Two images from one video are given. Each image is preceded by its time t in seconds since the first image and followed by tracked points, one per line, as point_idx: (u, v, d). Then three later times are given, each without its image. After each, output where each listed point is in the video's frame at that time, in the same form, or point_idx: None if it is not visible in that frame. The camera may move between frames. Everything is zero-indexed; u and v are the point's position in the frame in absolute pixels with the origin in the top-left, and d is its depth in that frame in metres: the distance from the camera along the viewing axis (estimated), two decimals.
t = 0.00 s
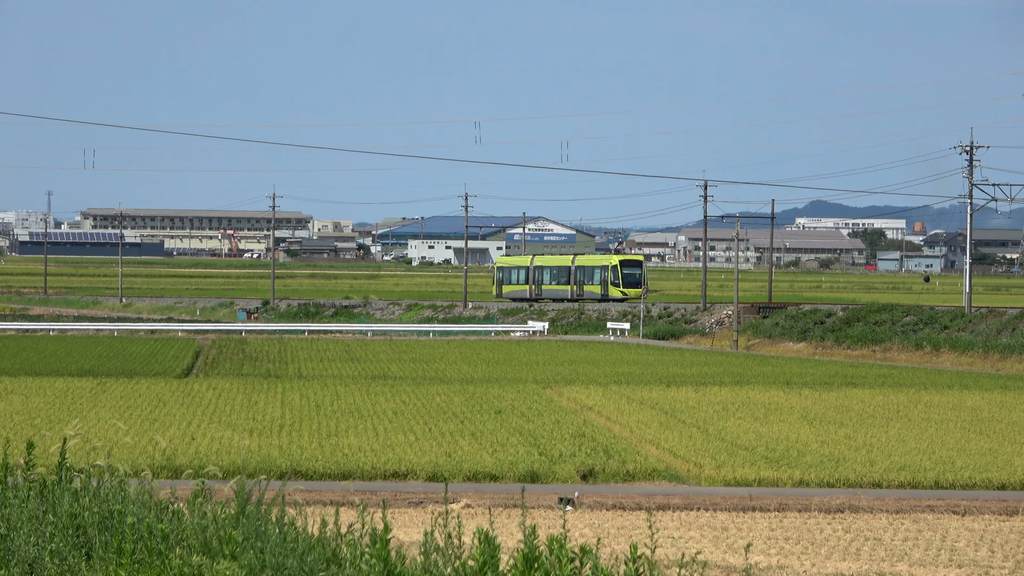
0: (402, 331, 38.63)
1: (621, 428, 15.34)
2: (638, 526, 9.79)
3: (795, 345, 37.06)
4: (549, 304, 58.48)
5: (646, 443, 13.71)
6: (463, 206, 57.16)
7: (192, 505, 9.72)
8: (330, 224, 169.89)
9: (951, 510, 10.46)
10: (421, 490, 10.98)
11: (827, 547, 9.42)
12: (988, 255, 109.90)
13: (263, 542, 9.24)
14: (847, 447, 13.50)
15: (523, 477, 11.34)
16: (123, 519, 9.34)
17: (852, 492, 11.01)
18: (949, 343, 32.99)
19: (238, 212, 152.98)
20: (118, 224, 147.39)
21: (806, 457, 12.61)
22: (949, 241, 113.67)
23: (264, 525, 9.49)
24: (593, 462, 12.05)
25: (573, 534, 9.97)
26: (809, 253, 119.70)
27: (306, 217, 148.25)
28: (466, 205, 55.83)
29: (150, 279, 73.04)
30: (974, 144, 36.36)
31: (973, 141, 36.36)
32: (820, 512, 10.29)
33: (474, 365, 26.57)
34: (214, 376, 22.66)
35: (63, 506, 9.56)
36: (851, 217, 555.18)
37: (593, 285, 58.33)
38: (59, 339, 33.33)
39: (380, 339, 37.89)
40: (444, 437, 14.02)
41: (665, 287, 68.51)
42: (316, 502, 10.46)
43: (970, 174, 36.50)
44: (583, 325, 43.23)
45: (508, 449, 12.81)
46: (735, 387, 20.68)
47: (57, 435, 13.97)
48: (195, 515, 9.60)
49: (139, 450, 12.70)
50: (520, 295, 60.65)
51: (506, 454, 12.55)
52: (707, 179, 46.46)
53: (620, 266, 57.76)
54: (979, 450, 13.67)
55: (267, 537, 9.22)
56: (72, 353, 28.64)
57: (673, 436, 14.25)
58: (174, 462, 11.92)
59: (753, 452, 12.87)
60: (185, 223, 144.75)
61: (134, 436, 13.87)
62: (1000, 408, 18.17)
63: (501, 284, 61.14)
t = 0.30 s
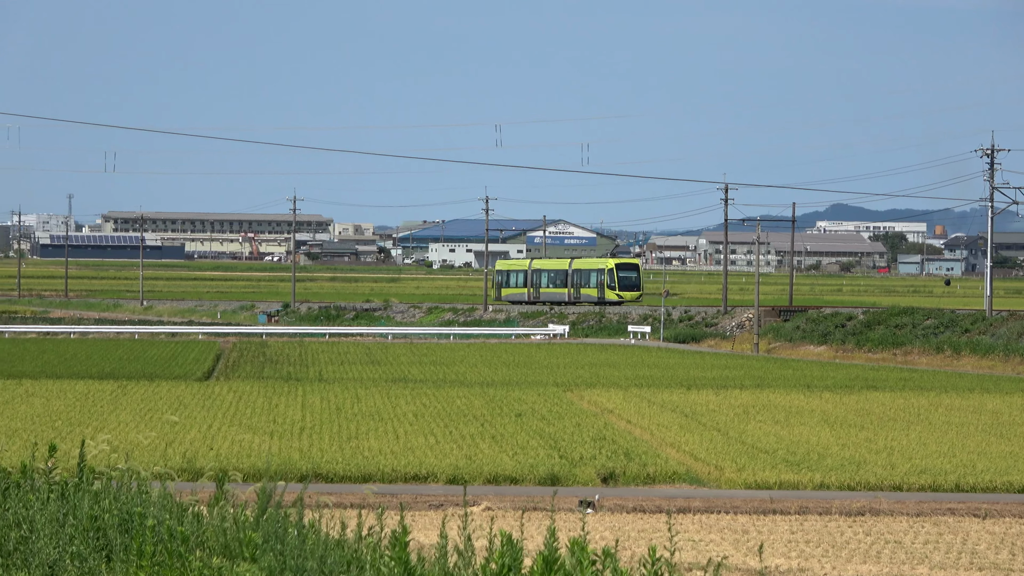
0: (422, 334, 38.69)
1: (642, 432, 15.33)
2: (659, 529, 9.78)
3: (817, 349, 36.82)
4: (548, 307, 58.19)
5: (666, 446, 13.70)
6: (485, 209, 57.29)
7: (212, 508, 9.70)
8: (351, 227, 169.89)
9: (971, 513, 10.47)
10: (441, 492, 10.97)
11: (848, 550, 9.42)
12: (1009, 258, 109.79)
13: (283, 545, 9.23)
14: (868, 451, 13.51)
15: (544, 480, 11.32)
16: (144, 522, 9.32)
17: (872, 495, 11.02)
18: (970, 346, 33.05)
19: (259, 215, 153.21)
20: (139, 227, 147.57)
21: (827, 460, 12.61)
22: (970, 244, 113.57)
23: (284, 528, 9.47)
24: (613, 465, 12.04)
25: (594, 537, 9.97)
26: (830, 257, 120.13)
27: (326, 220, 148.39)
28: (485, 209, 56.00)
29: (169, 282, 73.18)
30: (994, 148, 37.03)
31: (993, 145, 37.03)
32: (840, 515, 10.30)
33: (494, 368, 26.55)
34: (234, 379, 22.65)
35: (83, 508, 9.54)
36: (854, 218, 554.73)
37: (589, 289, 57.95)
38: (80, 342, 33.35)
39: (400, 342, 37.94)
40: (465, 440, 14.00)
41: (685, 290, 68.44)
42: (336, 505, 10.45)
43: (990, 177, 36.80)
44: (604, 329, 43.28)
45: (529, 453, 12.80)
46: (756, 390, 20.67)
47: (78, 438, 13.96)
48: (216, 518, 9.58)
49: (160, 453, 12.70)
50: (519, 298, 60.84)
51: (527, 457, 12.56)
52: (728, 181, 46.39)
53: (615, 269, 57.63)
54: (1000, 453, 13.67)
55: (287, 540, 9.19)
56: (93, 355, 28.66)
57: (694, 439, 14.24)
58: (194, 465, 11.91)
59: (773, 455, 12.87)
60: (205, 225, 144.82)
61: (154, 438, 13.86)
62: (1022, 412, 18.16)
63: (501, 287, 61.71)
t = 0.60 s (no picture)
0: (444, 337, 38.73)
1: (663, 435, 15.33)
2: (682, 532, 9.77)
3: (838, 352, 37.07)
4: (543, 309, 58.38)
5: (689, 449, 13.70)
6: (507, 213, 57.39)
7: (234, 511, 9.70)
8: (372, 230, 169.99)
9: (994, 516, 10.45)
10: (463, 496, 10.98)
11: (871, 554, 9.40)
12: None
13: (306, 548, 9.21)
14: (890, 454, 13.50)
15: (566, 483, 11.31)
16: (166, 524, 9.32)
17: (894, 498, 11.02)
18: (992, 350, 33.13)
19: (281, 219, 153.54)
20: (162, 230, 147.86)
21: (849, 464, 12.61)
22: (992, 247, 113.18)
23: (306, 531, 9.45)
24: (635, 468, 12.04)
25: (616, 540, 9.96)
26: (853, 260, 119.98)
27: (349, 223, 148.59)
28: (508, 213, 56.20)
29: (191, 285, 73.38)
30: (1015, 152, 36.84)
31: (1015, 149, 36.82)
32: (862, 519, 10.29)
33: (517, 371, 26.56)
34: (256, 382, 22.68)
35: (106, 511, 9.54)
36: (859, 219, 554.12)
37: (588, 293, 57.90)
38: (102, 345, 33.46)
39: (422, 345, 37.99)
40: (488, 443, 14.01)
41: (706, 293, 68.23)
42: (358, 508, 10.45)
43: (1013, 180, 36.82)
44: (626, 332, 43.28)
45: (551, 456, 12.82)
46: (778, 394, 20.64)
47: (100, 441, 13.98)
48: (237, 521, 9.57)
49: (184, 456, 12.73)
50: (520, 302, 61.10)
51: (549, 461, 12.57)
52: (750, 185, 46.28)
53: (613, 273, 57.22)
54: None
55: (310, 543, 9.18)
56: (116, 358, 28.71)
57: (716, 442, 14.24)
58: (217, 468, 11.93)
59: (795, 459, 12.87)
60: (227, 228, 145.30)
61: (176, 441, 13.88)
62: None
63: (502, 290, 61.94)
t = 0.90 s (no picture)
0: (469, 338, 38.73)
1: (689, 436, 15.35)
2: (707, 533, 9.78)
3: (864, 353, 37.07)
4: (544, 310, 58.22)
5: (715, 451, 13.72)
6: (532, 215, 57.44)
7: (260, 512, 9.70)
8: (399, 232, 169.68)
9: (1021, 518, 10.46)
10: (489, 497, 11.00)
11: (896, 555, 9.40)
12: None
13: (332, 549, 9.21)
14: (915, 456, 13.51)
15: (592, 485, 11.33)
16: (193, 526, 9.34)
17: (920, 500, 11.03)
18: (1019, 352, 33.06)
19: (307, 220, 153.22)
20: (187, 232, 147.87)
21: (874, 465, 12.62)
22: (1018, 248, 112.63)
23: (332, 533, 9.45)
24: (661, 469, 12.07)
25: (642, 542, 9.97)
26: (878, 260, 120.19)
27: (374, 224, 148.51)
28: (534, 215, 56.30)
29: (216, 287, 73.65)
30: None
31: None
32: (888, 520, 10.30)
33: (541, 373, 26.60)
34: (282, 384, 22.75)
35: (132, 513, 9.54)
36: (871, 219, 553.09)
37: (590, 294, 57.87)
38: (129, 346, 33.58)
39: (447, 347, 38.02)
40: (513, 444, 14.06)
41: (731, 295, 68.09)
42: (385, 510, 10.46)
43: None
44: (651, 333, 43.29)
45: (576, 457, 12.85)
46: (804, 395, 20.66)
47: (126, 443, 14.01)
48: (264, 522, 9.57)
49: (210, 458, 12.78)
50: (523, 303, 60.96)
51: (575, 462, 12.60)
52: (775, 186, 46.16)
53: (614, 274, 57.24)
54: None
55: (336, 544, 9.18)
56: (140, 359, 28.79)
57: (741, 444, 14.26)
58: (243, 469, 11.96)
59: (820, 460, 12.89)
60: (253, 230, 145.82)
61: (202, 444, 13.90)
62: None
63: (507, 292, 61.96)
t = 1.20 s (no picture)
0: (494, 337, 38.67)
1: (713, 435, 15.38)
2: (731, 532, 9.79)
3: (888, 353, 37.00)
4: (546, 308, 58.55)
5: (739, 450, 13.73)
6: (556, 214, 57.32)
7: (285, 510, 9.72)
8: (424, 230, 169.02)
9: None
10: (513, 496, 11.04)
11: (921, 555, 9.39)
12: None
13: (357, 547, 9.21)
14: (939, 455, 13.51)
15: (616, 484, 11.37)
16: (217, 524, 9.36)
17: (944, 500, 11.03)
18: None
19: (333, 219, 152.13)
20: (211, 230, 147.89)
21: (898, 465, 12.62)
22: None
23: (356, 531, 9.45)
24: (684, 469, 12.10)
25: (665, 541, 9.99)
26: (902, 259, 119.91)
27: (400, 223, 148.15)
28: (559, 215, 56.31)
29: (239, 285, 73.63)
30: None
31: None
32: (912, 519, 10.30)
33: (566, 372, 26.60)
34: (305, 382, 22.82)
35: (157, 511, 9.56)
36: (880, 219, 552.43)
37: (592, 293, 58.38)
38: (152, 344, 33.60)
39: (472, 345, 37.99)
40: (537, 442, 14.10)
41: (756, 294, 67.84)
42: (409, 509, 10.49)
43: None
44: (675, 332, 43.28)
45: (600, 456, 12.88)
46: (828, 395, 20.63)
47: (151, 440, 14.06)
48: (289, 520, 9.59)
49: (234, 456, 12.82)
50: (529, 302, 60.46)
51: (598, 461, 12.62)
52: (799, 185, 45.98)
53: (616, 274, 57.70)
54: None
55: (361, 543, 9.19)
56: (163, 358, 28.74)
57: (765, 443, 14.29)
58: (267, 467, 12.00)
59: (844, 459, 12.90)
60: (274, 229, 145.76)
61: (227, 441, 13.94)
62: None
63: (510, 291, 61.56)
